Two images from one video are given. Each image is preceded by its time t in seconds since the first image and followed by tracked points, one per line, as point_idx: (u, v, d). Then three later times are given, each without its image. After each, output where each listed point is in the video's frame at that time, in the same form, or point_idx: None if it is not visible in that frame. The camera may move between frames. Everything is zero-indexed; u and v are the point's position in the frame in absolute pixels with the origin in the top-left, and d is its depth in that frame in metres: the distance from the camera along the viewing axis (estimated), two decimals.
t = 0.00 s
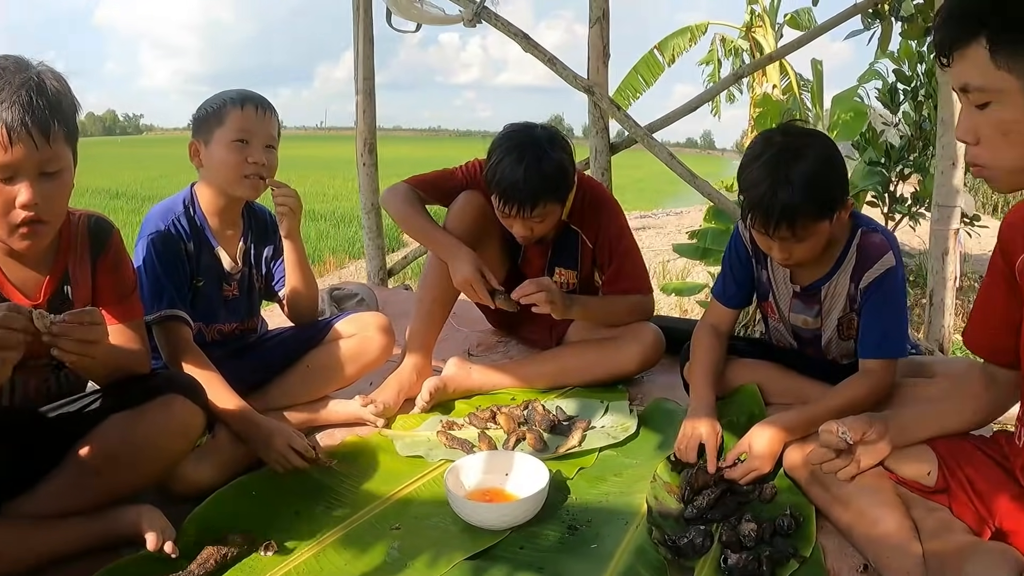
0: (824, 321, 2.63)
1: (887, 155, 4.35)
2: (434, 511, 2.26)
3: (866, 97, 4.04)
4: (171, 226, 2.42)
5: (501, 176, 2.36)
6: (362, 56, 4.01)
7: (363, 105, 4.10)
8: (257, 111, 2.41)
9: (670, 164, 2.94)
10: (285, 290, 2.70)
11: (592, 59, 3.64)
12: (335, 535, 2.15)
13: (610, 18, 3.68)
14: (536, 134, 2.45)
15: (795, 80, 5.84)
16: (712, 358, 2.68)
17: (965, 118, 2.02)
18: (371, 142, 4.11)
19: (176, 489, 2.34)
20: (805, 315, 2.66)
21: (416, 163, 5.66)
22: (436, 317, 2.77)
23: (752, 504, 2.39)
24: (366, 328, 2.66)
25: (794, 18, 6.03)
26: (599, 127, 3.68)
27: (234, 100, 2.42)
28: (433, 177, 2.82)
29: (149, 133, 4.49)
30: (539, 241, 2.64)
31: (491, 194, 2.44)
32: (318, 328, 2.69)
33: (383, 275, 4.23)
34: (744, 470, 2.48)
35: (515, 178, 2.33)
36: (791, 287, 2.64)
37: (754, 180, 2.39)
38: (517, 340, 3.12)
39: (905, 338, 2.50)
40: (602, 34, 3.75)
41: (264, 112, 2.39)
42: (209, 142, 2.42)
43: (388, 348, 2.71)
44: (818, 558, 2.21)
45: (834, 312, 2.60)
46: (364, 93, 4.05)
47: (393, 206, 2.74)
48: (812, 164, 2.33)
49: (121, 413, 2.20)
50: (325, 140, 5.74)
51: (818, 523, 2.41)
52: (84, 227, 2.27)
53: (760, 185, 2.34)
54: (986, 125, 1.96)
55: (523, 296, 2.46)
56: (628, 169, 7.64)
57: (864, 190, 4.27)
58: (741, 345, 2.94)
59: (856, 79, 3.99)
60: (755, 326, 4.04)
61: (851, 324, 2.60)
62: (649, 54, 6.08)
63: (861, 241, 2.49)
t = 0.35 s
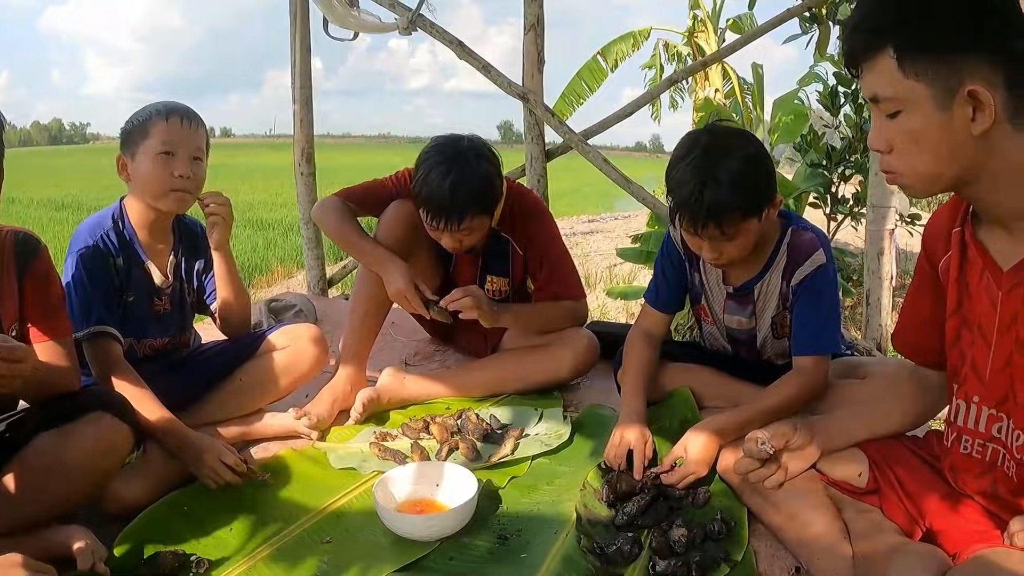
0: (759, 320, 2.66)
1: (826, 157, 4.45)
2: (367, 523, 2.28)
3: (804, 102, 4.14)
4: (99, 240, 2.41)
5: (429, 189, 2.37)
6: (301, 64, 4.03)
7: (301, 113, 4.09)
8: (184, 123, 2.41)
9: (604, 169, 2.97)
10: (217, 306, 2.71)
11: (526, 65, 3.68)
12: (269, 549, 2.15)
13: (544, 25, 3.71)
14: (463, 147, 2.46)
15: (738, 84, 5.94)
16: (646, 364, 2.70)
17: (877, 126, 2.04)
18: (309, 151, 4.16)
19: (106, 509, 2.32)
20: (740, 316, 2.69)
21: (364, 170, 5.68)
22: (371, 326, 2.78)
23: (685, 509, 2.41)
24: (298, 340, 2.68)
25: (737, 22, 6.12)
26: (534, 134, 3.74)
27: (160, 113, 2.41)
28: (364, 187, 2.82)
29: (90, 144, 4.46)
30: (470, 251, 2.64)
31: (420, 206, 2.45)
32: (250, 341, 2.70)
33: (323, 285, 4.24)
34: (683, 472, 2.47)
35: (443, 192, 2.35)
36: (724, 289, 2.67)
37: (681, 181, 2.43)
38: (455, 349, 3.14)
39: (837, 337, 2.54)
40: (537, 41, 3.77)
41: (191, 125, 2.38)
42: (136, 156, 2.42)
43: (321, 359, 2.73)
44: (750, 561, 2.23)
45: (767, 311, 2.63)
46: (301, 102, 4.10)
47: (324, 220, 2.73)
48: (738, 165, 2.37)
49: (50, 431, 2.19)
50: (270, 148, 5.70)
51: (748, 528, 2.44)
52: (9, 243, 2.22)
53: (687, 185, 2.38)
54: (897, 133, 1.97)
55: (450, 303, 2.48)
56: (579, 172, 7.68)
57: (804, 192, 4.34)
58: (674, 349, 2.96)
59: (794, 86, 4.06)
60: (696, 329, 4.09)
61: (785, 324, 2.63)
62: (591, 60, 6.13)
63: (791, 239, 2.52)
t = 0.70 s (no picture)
0: (781, 294, 2.63)
1: (847, 134, 4.42)
2: (390, 506, 2.27)
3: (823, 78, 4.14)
4: (117, 229, 2.42)
5: (446, 173, 2.36)
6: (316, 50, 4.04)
7: (316, 101, 4.25)
8: (203, 111, 2.41)
9: (621, 148, 3.02)
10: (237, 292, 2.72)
11: (542, 47, 3.72)
12: (293, 532, 2.15)
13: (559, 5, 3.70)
14: (478, 129, 2.45)
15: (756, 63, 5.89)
16: (668, 342, 2.68)
17: (897, 99, 1.99)
18: (325, 138, 4.18)
19: (129, 495, 2.33)
20: (761, 290, 2.66)
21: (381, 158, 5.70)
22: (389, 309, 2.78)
23: (711, 488, 2.39)
24: (315, 323, 2.67)
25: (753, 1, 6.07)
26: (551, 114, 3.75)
27: (179, 101, 2.40)
28: (379, 170, 2.82)
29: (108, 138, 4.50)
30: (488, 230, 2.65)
31: (438, 190, 2.44)
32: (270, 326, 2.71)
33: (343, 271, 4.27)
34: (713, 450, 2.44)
35: (459, 176, 2.34)
36: (744, 263, 2.65)
37: (694, 151, 2.47)
38: (476, 331, 3.13)
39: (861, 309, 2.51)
40: (552, 20, 3.75)
41: (210, 113, 2.38)
42: (155, 145, 2.41)
43: (341, 343, 2.72)
44: (777, 541, 2.20)
45: (788, 284, 2.60)
46: (315, 89, 4.26)
47: (341, 206, 2.73)
48: (750, 132, 2.41)
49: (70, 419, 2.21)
50: (286, 139, 5.70)
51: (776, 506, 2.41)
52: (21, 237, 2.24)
53: (700, 152, 2.42)
54: (918, 105, 1.93)
55: (468, 279, 2.48)
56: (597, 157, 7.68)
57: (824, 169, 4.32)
58: (694, 328, 2.94)
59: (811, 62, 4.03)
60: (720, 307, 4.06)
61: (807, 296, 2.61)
62: (608, 41, 6.12)
63: (809, 206, 2.52)
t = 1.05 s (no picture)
0: (859, 263, 2.56)
1: (915, 109, 4.50)
2: (461, 477, 2.22)
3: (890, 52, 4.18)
4: (188, 197, 2.40)
5: (520, 142, 2.34)
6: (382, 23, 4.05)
7: (379, 74, 4.22)
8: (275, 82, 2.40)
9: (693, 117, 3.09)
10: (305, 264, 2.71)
11: (610, 18, 3.81)
12: (365, 502, 2.11)
13: None
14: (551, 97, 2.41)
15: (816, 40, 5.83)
16: (742, 315, 2.62)
17: (991, 64, 1.92)
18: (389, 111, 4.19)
19: (199, 465, 2.31)
20: (839, 260, 2.58)
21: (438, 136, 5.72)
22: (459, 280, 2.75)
23: (791, 464, 2.31)
24: (384, 293, 2.63)
25: None
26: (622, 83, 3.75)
27: (251, 70, 2.39)
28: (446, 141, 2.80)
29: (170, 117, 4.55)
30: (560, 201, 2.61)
31: (511, 159, 2.42)
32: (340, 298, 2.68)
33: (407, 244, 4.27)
34: (795, 423, 2.37)
35: (534, 144, 2.31)
36: (821, 232, 2.58)
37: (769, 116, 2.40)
38: (545, 303, 3.09)
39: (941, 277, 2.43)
40: None
41: (283, 83, 2.37)
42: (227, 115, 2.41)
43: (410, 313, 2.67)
44: (858, 519, 2.13)
45: (867, 253, 2.52)
46: (378, 62, 4.24)
47: (410, 175, 2.69)
48: (828, 94, 2.33)
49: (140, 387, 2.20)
50: (341, 118, 5.73)
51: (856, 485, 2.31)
52: (84, 207, 2.22)
53: (775, 117, 2.36)
54: (1015, 71, 1.86)
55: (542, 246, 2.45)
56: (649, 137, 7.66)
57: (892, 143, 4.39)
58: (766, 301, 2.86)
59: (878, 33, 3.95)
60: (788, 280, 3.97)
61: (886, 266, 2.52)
62: (670, 14, 6.11)
63: (886, 174, 2.44)
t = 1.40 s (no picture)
0: (932, 253, 2.49)
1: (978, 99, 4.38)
2: (527, 463, 2.19)
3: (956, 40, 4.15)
4: (254, 177, 2.41)
5: (591, 125, 2.31)
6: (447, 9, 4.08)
7: (441, 59, 4.23)
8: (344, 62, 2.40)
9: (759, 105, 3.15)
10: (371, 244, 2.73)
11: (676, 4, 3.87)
12: (432, 485, 2.09)
13: None
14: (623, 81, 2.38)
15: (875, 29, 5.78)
16: (812, 304, 2.59)
17: None
18: (451, 96, 4.22)
19: (264, 445, 2.31)
20: (912, 250, 2.53)
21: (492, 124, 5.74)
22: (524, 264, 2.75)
23: (863, 458, 2.25)
24: (450, 276, 2.64)
25: None
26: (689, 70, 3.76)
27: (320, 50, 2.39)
28: (514, 125, 2.82)
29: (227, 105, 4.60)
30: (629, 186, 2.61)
31: (581, 142, 2.38)
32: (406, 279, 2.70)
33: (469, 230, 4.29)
34: (886, 415, 2.29)
35: (605, 127, 2.28)
36: (894, 221, 2.53)
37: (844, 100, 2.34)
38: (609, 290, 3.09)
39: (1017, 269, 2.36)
40: None
41: (351, 64, 2.37)
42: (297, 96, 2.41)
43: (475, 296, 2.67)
44: (932, 515, 2.05)
45: (939, 242, 2.46)
46: (440, 46, 4.25)
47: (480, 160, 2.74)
48: (908, 80, 2.27)
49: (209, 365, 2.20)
50: (396, 105, 5.77)
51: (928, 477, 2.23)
52: (151, 187, 2.19)
53: (851, 102, 2.29)
54: None
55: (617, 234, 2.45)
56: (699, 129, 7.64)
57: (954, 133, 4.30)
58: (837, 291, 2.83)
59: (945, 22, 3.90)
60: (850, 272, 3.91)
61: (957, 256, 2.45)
62: (728, 2, 6.08)
63: (962, 161, 2.37)
